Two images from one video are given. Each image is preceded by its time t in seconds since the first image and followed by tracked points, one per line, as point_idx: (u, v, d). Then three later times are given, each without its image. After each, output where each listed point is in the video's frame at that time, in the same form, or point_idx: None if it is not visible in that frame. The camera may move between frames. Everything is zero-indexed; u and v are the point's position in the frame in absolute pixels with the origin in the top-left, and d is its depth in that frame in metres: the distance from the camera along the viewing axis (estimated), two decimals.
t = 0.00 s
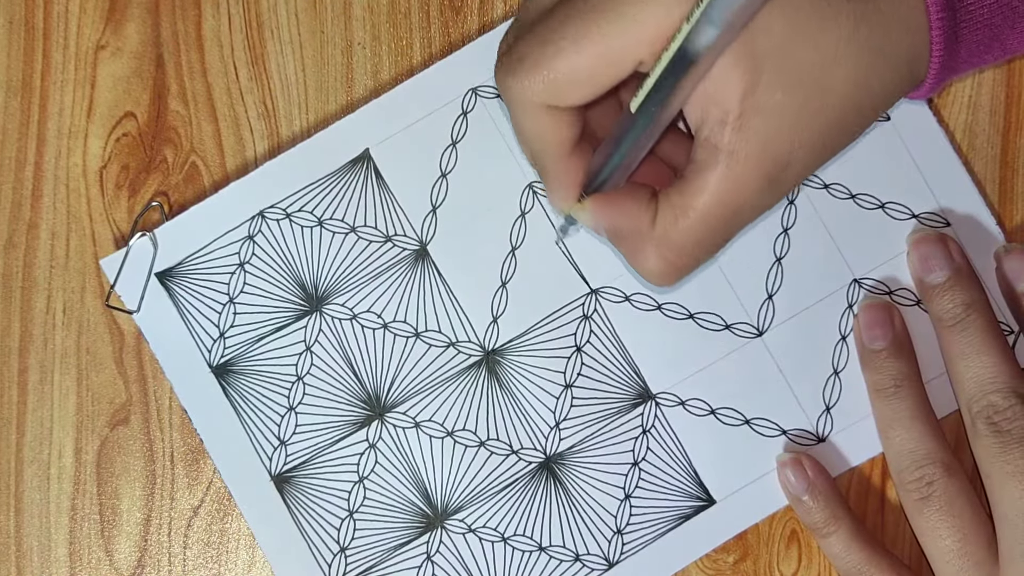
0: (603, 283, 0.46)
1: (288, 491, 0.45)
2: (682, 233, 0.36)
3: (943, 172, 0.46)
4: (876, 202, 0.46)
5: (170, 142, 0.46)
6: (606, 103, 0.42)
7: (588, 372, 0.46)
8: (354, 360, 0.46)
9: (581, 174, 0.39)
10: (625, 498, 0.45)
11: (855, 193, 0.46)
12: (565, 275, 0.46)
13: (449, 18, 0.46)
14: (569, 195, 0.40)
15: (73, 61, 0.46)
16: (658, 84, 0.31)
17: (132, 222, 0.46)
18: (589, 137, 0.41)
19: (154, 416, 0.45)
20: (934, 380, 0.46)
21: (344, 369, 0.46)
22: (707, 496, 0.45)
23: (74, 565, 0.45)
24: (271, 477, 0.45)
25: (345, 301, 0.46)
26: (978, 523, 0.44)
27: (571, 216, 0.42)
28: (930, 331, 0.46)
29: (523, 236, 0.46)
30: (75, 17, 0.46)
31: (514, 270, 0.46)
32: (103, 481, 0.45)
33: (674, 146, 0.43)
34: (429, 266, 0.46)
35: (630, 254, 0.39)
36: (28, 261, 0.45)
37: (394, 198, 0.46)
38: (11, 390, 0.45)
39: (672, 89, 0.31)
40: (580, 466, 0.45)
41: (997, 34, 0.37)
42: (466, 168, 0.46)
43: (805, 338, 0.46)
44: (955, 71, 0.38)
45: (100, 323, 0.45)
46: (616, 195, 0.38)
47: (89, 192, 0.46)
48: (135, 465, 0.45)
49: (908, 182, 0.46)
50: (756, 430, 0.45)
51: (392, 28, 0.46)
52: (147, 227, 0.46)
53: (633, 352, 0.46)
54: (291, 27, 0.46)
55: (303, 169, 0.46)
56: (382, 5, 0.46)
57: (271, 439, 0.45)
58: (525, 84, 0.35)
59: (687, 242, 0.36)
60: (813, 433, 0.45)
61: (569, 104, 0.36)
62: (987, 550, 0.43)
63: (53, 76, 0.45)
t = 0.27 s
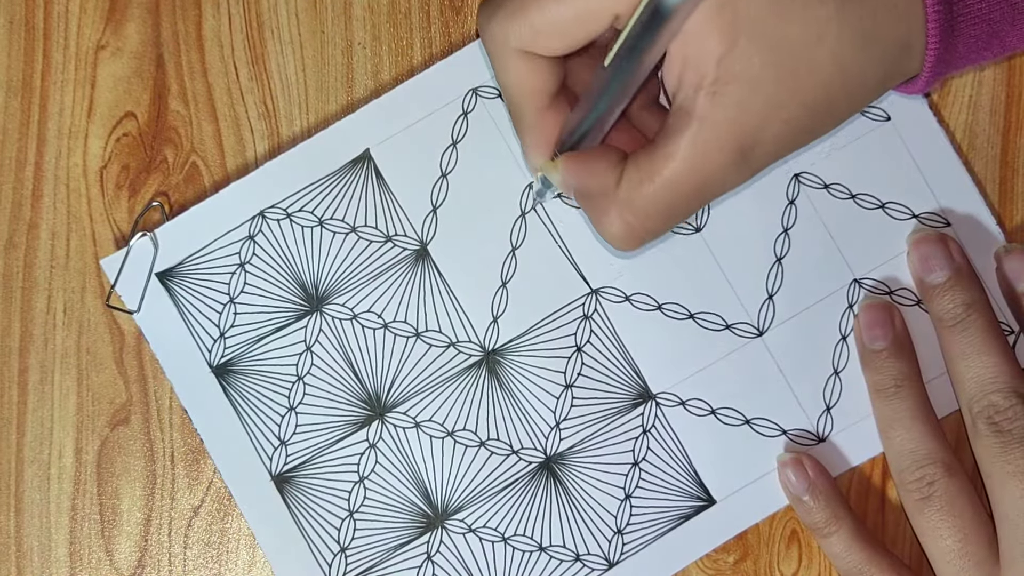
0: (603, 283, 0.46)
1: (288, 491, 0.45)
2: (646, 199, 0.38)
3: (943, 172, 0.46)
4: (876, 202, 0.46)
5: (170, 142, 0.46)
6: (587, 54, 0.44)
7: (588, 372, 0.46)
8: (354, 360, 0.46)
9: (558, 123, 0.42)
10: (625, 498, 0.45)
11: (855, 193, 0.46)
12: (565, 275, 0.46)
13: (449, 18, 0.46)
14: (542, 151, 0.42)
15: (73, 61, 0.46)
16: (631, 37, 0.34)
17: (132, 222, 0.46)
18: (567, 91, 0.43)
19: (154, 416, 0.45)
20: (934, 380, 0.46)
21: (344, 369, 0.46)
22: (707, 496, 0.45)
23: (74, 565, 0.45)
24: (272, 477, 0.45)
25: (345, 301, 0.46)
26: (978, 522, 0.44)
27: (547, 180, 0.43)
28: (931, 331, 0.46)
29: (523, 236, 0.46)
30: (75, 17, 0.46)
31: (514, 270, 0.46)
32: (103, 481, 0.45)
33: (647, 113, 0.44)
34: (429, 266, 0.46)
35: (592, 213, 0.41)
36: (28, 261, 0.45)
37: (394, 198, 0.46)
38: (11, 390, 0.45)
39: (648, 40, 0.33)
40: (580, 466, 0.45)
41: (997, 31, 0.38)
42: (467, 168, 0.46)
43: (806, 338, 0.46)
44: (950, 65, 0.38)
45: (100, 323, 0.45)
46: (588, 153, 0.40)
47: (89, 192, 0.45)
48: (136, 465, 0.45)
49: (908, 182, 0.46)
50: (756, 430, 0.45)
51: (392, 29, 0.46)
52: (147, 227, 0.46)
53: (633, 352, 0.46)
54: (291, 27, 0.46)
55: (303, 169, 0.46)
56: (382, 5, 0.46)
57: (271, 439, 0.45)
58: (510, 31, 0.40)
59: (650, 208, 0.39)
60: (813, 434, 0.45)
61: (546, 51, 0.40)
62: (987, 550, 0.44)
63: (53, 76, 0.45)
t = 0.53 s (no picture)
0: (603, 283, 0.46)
1: (289, 491, 0.45)
2: (726, 260, 0.35)
3: (943, 171, 0.46)
4: (877, 202, 0.46)
5: (170, 142, 0.45)
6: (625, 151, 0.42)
7: (589, 372, 0.46)
8: (355, 360, 0.46)
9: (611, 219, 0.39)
10: (626, 498, 0.45)
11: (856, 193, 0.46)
12: (566, 275, 0.46)
13: (450, 18, 0.46)
14: (603, 243, 0.39)
15: (74, 61, 0.45)
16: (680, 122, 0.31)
17: (132, 222, 0.46)
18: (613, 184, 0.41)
19: (155, 416, 0.45)
20: (934, 380, 0.46)
21: (344, 369, 0.46)
22: (708, 495, 0.45)
23: (75, 565, 0.45)
24: (272, 477, 0.45)
25: (346, 301, 0.46)
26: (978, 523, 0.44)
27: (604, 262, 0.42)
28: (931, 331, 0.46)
29: (524, 236, 0.46)
30: (75, 17, 0.46)
31: (515, 270, 0.46)
32: (104, 481, 0.45)
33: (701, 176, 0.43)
34: (430, 266, 0.46)
35: (676, 291, 0.38)
36: (28, 261, 0.45)
37: (394, 198, 0.46)
38: (12, 390, 0.45)
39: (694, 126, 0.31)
40: (581, 466, 0.45)
41: (996, 25, 0.38)
42: (467, 168, 0.46)
43: (807, 338, 0.46)
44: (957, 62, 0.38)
45: (101, 323, 0.45)
46: (652, 235, 0.37)
47: (90, 192, 0.45)
48: (136, 465, 0.45)
49: (908, 182, 0.46)
50: (756, 429, 0.45)
51: (393, 29, 0.46)
52: (148, 227, 0.46)
53: (634, 352, 0.46)
54: (291, 27, 0.46)
55: (303, 169, 0.46)
56: (382, 5, 0.46)
57: (272, 438, 0.45)
58: (549, 146, 0.35)
59: (730, 269, 0.36)
60: (814, 433, 0.45)
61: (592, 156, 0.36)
62: (988, 549, 0.44)
63: (54, 76, 0.45)
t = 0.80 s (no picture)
0: (603, 283, 0.46)
1: (289, 491, 0.45)
2: (693, 242, 0.35)
3: (943, 171, 0.46)
4: (877, 203, 0.46)
5: (170, 142, 0.45)
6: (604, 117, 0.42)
7: (588, 373, 0.46)
8: (355, 360, 0.46)
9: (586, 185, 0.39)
10: (625, 498, 0.45)
11: (855, 193, 0.46)
12: (566, 275, 0.46)
13: (449, 18, 0.46)
14: (575, 211, 0.39)
15: (74, 61, 0.46)
16: (657, 93, 0.31)
17: (133, 221, 0.46)
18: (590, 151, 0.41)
19: (154, 416, 0.45)
20: (934, 380, 0.46)
21: (344, 369, 0.46)
22: (708, 496, 0.45)
23: (75, 565, 0.45)
24: (272, 477, 0.45)
25: (346, 301, 0.46)
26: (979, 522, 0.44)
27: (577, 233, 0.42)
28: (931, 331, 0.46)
29: (524, 236, 0.46)
30: (75, 17, 0.46)
31: (515, 270, 0.46)
32: (104, 481, 0.45)
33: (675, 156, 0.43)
34: (430, 266, 0.46)
35: (642, 268, 0.38)
36: (28, 261, 0.45)
37: (394, 198, 0.46)
38: (12, 391, 0.45)
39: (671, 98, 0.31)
40: (581, 467, 0.45)
41: (995, 28, 0.38)
42: (467, 169, 0.46)
43: (806, 338, 0.46)
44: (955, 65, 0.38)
45: (100, 323, 0.45)
46: (623, 209, 0.37)
47: (90, 192, 0.45)
48: (136, 465, 0.45)
49: (908, 181, 0.46)
50: (756, 430, 0.45)
51: (393, 29, 0.46)
52: (148, 227, 0.46)
53: (634, 352, 0.46)
54: (291, 27, 0.46)
55: (303, 169, 0.46)
56: (382, 5, 0.46)
57: (271, 438, 0.45)
58: (525, 104, 0.35)
59: (698, 250, 0.35)
60: (814, 434, 0.45)
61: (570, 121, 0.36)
62: (988, 549, 0.44)
63: (53, 76, 0.45)
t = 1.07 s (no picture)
0: (603, 283, 0.46)
1: (289, 491, 0.45)
2: (644, 211, 0.37)
3: (944, 171, 0.46)
4: (877, 203, 0.46)
5: (170, 142, 0.45)
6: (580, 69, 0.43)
7: (589, 373, 0.46)
8: (355, 360, 0.46)
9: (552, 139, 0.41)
10: (625, 498, 0.45)
11: (855, 193, 0.46)
12: (566, 275, 0.46)
13: (449, 17, 0.46)
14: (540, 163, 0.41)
15: (73, 61, 0.46)
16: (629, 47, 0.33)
17: (133, 221, 0.46)
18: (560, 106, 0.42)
19: (154, 416, 0.45)
20: (934, 381, 0.46)
21: (344, 369, 0.46)
22: (707, 495, 0.45)
23: (75, 565, 0.45)
24: (272, 477, 0.45)
25: (346, 301, 0.46)
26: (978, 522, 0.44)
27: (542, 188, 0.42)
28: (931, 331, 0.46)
29: (523, 236, 0.46)
30: (75, 17, 0.46)
31: (515, 270, 0.46)
32: (104, 481, 0.45)
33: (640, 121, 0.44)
34: (429, 266, 0.46)
35: (597, 221, 0.40)
36: (28, 262, 0.45)
37: (394, 198, 0.46)
38: (12, 391, 0.45)
39: (646, 49, 0.33)
40: (581, 467, 0.45)
41: (992, 29, 0.38)
42: (467, 169, 0.46)
43: (806, 337, 0.46)
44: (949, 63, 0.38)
45: (100, 323, 0.45)
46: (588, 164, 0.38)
47: (90, 192, 0.45)
48: (136, 465, 0.45)
49: (907, 181, 0.46)
50: (756, 429, 0.45)
51: (393, 29, 0.46)
52: (148, 227, 0.46)
53: (634, 352, 0.46)
54: (291, 27, 0.46)
55: (304, 168, 0.46)
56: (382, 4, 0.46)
57: (271, 438, 0.45)
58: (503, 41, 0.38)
59: (651, 211, 0.37)
60: (814, 434, 0.45)
61: (544, 64, 0.38)
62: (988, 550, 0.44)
63: (53, 76, 0.45)
